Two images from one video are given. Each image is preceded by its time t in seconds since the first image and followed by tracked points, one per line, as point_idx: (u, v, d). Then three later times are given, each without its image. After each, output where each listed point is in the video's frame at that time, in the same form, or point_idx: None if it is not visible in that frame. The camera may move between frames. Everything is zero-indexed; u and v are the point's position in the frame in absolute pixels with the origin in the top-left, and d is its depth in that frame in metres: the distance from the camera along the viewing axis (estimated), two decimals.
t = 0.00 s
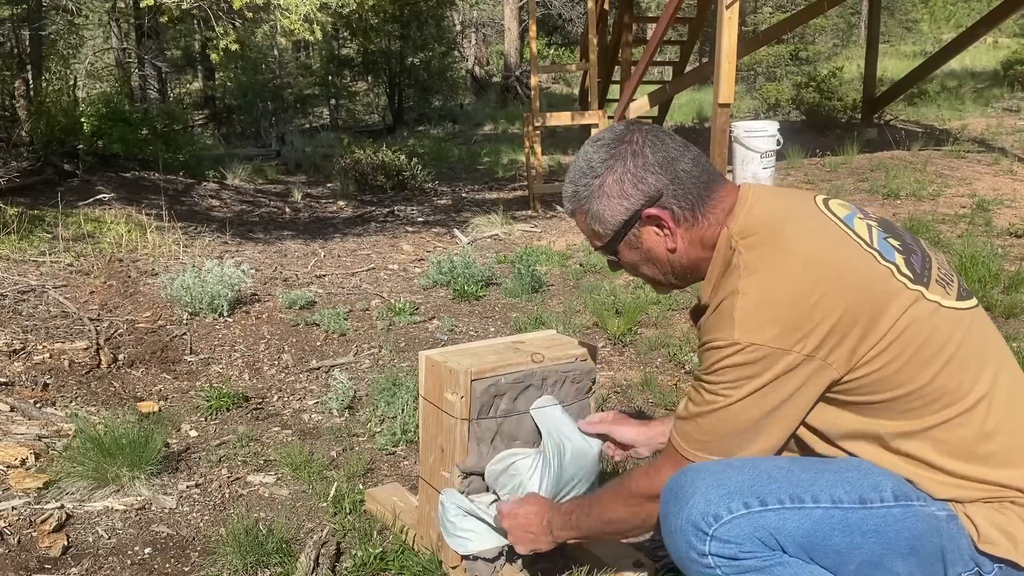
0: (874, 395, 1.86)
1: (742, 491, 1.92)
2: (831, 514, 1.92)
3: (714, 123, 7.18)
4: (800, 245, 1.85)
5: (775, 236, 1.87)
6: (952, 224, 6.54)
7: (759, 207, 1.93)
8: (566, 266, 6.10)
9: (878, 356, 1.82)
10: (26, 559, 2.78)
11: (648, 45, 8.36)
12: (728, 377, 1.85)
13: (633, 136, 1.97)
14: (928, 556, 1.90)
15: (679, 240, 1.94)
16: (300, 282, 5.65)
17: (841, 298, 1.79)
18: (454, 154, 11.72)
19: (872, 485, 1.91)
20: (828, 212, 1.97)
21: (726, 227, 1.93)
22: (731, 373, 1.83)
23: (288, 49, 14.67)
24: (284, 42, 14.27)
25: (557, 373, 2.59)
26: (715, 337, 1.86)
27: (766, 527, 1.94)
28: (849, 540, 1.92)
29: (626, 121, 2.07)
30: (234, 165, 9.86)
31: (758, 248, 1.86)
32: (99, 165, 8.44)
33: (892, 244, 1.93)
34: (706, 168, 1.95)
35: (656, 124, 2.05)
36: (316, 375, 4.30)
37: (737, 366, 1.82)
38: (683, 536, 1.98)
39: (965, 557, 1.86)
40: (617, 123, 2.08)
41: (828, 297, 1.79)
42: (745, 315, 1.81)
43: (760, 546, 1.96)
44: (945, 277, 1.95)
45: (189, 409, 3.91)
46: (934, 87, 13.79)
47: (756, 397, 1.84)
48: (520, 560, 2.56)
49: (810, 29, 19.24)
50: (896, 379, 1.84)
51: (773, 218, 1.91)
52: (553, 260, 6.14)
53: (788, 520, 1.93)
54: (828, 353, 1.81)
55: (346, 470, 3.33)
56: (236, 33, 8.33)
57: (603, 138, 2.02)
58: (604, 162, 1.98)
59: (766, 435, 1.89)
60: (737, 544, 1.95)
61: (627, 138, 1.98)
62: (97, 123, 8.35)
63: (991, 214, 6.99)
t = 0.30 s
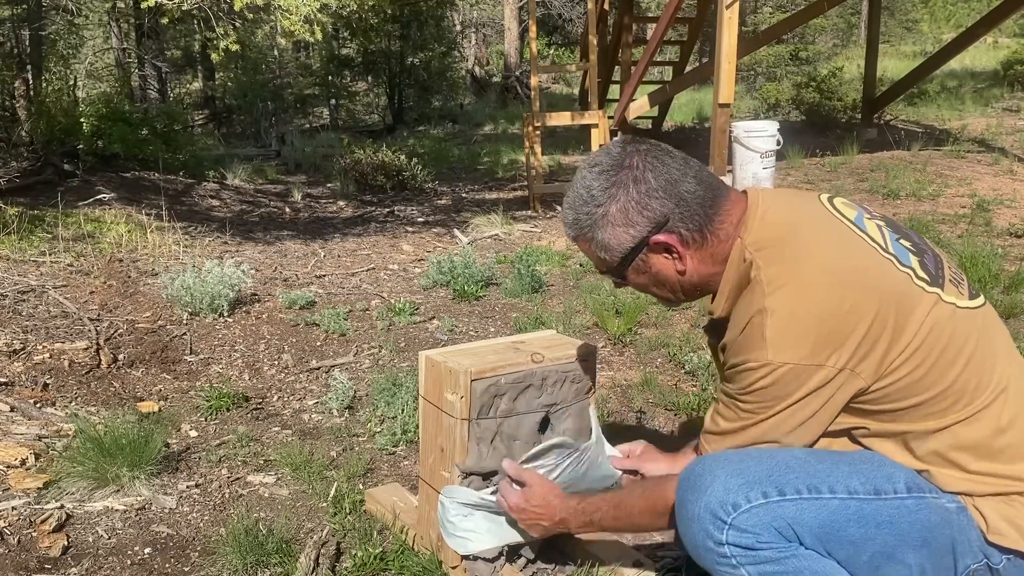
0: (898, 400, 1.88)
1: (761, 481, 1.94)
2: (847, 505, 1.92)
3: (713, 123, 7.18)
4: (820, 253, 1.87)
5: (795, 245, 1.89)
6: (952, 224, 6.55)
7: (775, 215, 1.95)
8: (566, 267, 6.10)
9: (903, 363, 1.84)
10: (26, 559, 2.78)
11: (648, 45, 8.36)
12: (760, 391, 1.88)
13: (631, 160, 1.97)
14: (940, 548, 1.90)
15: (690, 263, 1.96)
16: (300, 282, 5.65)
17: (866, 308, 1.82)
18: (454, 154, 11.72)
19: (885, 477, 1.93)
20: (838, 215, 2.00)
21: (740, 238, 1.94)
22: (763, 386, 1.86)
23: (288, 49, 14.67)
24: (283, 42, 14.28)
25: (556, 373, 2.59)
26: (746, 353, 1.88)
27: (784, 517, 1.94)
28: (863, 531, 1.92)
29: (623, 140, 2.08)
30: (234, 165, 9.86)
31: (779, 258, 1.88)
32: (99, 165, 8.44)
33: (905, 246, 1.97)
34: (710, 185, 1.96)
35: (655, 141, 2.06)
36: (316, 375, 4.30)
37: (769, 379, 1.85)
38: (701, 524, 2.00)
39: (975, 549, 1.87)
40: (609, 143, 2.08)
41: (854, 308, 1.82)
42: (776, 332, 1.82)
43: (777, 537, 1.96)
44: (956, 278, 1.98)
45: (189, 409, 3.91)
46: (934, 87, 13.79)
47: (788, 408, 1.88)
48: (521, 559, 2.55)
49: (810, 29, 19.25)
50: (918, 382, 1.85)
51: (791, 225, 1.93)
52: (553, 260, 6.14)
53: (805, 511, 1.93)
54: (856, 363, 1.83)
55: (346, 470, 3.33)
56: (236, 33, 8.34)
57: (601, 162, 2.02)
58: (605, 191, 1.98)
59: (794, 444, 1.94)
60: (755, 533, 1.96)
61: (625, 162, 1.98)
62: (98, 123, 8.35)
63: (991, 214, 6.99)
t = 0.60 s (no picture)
0: (927, 407, 1.89)
1: (779, 476, 1.95)
2: (863, 505, 1.93)
3: (713, 123, 7.17)
4: (857, 259, 1.87)
5: (831, 250, 1.89)
6: (952, 224, 6.54)
7: (810, 216, 1.95)
8: (566, 267, 6.10)
9: (935, 373, 1.86)
10: (26, 559, 2.78)
11: (648, 45, 8.37)
12: (791, 393, 1.90)
13: (654, 164, 1.98)
14: (950, 551, 1.92)
15: (719, 269, 1.97)
16: (300, 282, 5.65)
17: (901, 317, 1.83)
18: (454, 154, 11.72)
19: (901, 478, 1.93)
20: (874, 216, 2.00)
21: (774, 238, 1.95)
22: (796, 390, 1.88)
23: (288, 49, 14.67)
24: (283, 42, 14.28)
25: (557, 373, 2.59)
26: (779, 355, 1.89)
27: (800, 514, 1.96)
28: (877, 532, 1.94)
29: (645, 142, 2.08)
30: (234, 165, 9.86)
31: (815, 262, 1.88)
32: (99, 164, 8.44)
33: (940, 253, 1.98)
34: (735, 185, 1.96)
35: (677, 141, 2.07)
36: (316, 375, 4.30)
37: (802, 383, 1.86)
38: (716, 517, 2.01)
39: (984, 554, 1.90)
40: (631, 146, 2.09)
41: (889, 317, 1.83)
42: (810, 339, 1.83)
43: (792, 534, 1.97)
44: (986, 287, 2.00)
45: (189, 409, 3.91)
46: (934, 87, 13.79)
47: (819, 412, 1.90)
48: (520, 559, 2.56)
49: (810, 29, 19.25)
50: (950, 390, 1.87)
51: (828, 229, 1.93)
52: (553, 260, 6.14)
53: (822, 509, 1.94)
54: (889, 372, 1.85)
55: (346, 470, 3.33)
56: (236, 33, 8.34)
57: (623, 167, 2.02)
58: (628, 199, 1.99)
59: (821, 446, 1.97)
60: (769, 529, 1.97)
61: (648, 167, 1.99)
62: (98, 123, 8.35)
63: (991, 214, 6.99)
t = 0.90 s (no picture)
0: (981, 429, 1.81)
1: (822, 476, 1.87)
2: (898, 509, 1.86)
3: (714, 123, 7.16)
4: (926, 277, 1.75)
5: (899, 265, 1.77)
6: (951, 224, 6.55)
7: (871, 227, 1.83)
8: (566, 266, 6.10)
9: (991, 399, 1.78)
10: (26, 559, 2.78)
11: (648, 45, 8.37)
12: (847, 413, 1.80)
13: (722, 160, 1.83)
14: (972, 558, 1.87)
15: (781, 269, 1.85)
16: (300, 282, 5.65)
17: (967, 343, 1.73)
18: (454, 154, 11.73)
19: (934, 482, 1.86)
20: (938, 224, 1.88)
21: (837, 247, 1.83)
22: (854, 410, 1.78)
23: (288, 49, 14.69)
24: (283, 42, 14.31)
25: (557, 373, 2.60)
26: (837, 373, 1.77)
27: (838, 515, 1.88)
28: (908, 536, 1.87)
29: (710, 131, 1.93)
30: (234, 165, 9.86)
31: (883, 278, 1.76)
32: (99, 164, 8.44)
33: (1002, 269, 1.88)
34: (805, 187, 1.82)
35: (745, 134, 1.91)
36: (316, 375, 4.30)
37: (860, 406, 1.76)
38: (756, 513, 1.91)
39: (1005, 562, 1.85)
40: (695, 134, 1.93)
41: (956, 342, 1.73)
42: (877, 363, 1.72)
43: (829, 536, 1.90)
44: None
45: (189, 409, 3.91)
46: (934, 87, 13.80)
47: (874, 431, 1.80)
48: (520, 559, 2.55)
49: (810, 29, 19.28)
50: (1005, 414, 1.79)
51: (895, 240, 1.81)
52: (553, 260, 6.14)
53: (861, 510, 1.87)
54: (949, 398, 1.76)
55: (346, 471, 3.33)
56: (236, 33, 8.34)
57: (686, 160, 1.87)
58: (690, 194, 1.84)
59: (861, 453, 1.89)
60: (808, 529, 1.89)
61: (715, 161, 1.84)
62: (98, 123, 8.35)
63: (991, 214, 6.99)
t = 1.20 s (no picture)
0: (1000, 443, 1.82)
1: (838, 476, 1.86)
2: (910, 511, 1.86)
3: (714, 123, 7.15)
4: (969, 293, 1.72)
5: (944, 278, 1.73)
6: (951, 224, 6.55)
7: (915, 234, 1.79)
8: (566, 266, 6.10)
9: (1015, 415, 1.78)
10: (26, 559, 2.78)
11: (648, 45, 8.37)
12: (875, 419, 1.79)
13: (771, 145, 1.79)
14: (977, 563, 1.87)
15: (822, 262, 1.83)
16: (300, 282, 5.65)
17: (1001, 361, 1.72)
18: (454, 154, 11.73)
19: (946, 486, 1.85)
20: (983, 233, 1.84)
21: (880, 249, 1.80)
22: (883, 418, 1.77)
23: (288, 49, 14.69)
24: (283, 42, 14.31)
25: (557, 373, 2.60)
26: (870, 381, 1.76)
27: (852, 515, 1.88)
28: (917, 538, 1.87)
29: (762, 114, 1.89)
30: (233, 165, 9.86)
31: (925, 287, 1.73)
32: (99, 164, 8.44)
33: None
34: (854, 181, 1.79)
35: (796, 118, 1.87)
36: (316, 376, 4.30)
37: (890, 415, 1.75)
38: (770, 509, 1.91)
39: (1010, 568, 1.85)
40: (747, 116, 1.89)
41: (990, 359, 1.72)
42: (912, 375, 1.70)
43: (842, 536, 1.89)
44: None
45: (189, 409, 3.91)
46: (934, 87, 13.80)
47: (897, 438, 1.80)
48: (520, 559, 2.54)
49: (810, 29, 19.28)
50: None
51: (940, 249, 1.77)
52: (553, 260, 6.14)
53: (873, 511, 1.87)
54: (976, 413, 1.76)
55: (346, 471, 3.33)
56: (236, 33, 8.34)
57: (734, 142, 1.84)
58: (737, 177, 1.81)
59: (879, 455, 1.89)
60: (822, 528, 1.88)
61: (764, 145, 1.80)
62: (98, 123, 8.35)
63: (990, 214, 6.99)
